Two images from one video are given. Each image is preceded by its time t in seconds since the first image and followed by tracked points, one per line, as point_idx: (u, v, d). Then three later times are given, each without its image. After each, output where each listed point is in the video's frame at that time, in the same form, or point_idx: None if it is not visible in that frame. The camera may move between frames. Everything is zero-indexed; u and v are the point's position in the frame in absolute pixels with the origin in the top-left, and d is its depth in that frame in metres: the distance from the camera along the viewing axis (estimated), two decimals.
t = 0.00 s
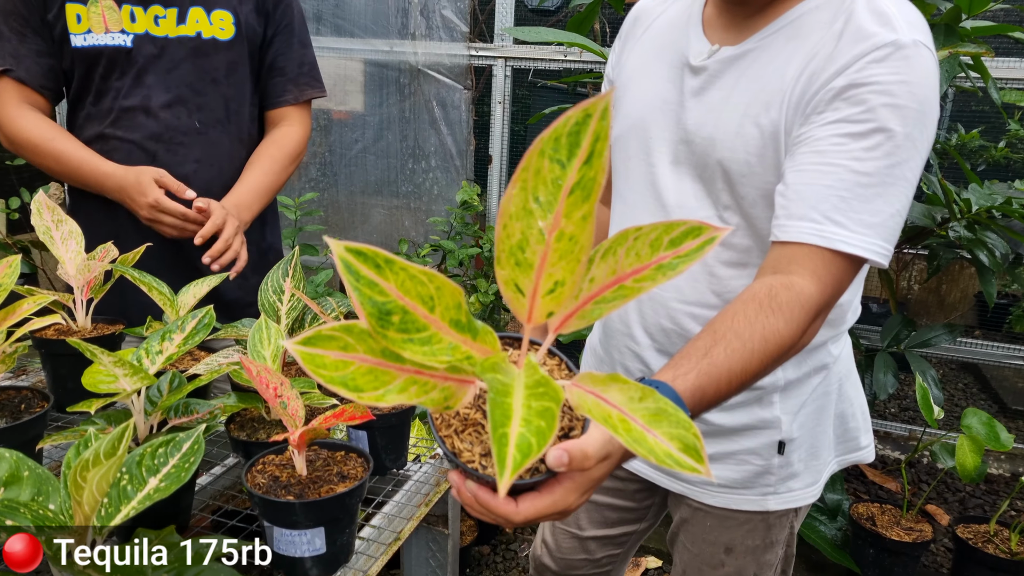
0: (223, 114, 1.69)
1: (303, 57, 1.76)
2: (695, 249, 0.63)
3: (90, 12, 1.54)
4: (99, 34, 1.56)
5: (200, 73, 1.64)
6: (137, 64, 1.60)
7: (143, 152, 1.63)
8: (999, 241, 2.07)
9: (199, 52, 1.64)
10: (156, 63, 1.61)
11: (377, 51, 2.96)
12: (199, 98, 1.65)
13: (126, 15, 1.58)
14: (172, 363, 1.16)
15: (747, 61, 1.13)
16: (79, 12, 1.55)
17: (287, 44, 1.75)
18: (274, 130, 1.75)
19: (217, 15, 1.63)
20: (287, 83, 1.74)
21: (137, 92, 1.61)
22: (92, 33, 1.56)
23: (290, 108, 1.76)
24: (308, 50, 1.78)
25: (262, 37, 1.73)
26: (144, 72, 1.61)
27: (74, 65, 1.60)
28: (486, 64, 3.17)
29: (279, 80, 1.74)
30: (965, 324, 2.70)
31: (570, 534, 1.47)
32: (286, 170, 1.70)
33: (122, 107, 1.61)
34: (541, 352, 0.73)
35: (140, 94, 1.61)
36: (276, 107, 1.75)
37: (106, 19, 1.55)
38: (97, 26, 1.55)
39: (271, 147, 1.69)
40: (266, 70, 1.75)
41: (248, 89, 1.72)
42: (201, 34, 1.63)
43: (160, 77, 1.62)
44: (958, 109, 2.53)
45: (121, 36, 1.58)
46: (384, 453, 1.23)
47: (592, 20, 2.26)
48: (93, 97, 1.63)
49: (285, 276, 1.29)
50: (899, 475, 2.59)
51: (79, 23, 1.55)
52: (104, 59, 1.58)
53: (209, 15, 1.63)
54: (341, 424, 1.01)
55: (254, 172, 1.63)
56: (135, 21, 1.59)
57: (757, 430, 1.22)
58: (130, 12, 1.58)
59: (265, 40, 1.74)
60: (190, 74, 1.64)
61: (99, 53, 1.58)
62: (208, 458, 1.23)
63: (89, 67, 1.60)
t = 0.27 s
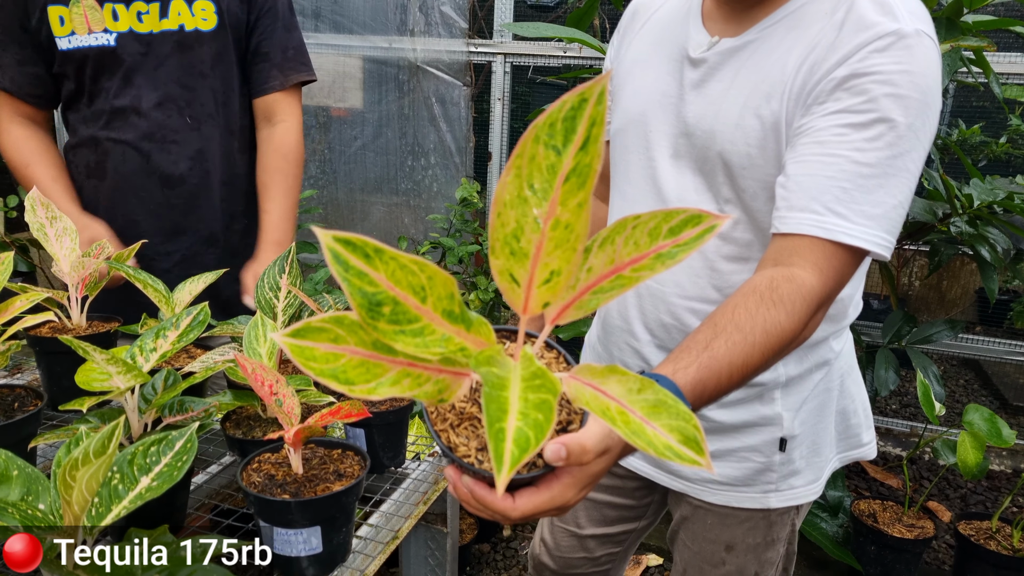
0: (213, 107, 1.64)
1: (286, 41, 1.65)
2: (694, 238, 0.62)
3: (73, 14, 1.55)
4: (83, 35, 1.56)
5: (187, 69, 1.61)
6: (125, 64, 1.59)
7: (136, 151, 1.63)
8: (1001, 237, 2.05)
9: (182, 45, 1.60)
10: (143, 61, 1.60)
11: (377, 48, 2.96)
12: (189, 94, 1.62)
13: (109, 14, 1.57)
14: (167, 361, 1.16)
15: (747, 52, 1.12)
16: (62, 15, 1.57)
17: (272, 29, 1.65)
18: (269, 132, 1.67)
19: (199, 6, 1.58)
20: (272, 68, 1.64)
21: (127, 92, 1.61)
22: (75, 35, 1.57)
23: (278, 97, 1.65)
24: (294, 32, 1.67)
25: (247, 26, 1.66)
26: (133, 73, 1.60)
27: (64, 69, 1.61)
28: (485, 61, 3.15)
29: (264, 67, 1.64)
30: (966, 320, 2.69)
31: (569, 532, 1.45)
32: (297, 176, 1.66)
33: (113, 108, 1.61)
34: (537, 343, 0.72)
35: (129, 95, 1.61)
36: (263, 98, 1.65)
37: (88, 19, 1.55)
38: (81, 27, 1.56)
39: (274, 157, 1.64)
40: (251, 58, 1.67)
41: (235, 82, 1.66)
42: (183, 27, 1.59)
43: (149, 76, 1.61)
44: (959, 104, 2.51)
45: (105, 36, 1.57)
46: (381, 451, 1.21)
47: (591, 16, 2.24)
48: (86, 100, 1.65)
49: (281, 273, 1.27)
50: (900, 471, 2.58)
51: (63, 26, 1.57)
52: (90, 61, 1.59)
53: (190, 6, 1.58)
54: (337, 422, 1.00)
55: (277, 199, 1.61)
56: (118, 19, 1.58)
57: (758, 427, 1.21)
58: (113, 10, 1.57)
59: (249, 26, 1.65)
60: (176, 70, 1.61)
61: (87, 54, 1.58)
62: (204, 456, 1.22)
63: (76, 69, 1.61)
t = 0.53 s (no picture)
0: (209, 103, 1.65)
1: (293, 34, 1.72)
2: (697, 239, 0.61)
3: (62, 12, 1.52)
4: (72, 33, 1.54)
5: (184, 64, 1.61)
6: (118, 62, 1.58)
7: (134, 149, 1.62)
8: (1000, 236, 2.04)
9: (179, 41, 1.60)
10: (138, 58, 1.59)
11: (376, 45, 2.92)
12: (184, 90, 1.63)
13: (99, 11, 1.55)
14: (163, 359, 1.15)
15: (746, 51, 1.11)
16: (50, 12, 1.53)
17: (275, 24, 1.69)
18: (295, 129, 1.77)
19: (195, 1, 1.59)
20: (284, 62, 1.71)
21: (120, 90, 1.60)
22: (65, 33, 1.54)
23: (295, 91, 1.75)
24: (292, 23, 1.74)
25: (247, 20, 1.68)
26: (126, 70, 1.59)
27: (54, 66, 1.59)
28: (485, 58, 3.17)
29: (275, 62, 1.70)
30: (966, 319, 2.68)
31: (568, 531, 1.45)
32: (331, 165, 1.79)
33: (105, 106, 1.59)
34: (536, 345, 0.71)
35: (122, 92, 1.59)
36: (284, 97, 1.74)
37: (78, 17, 1.52)
38: (70, 25, 1.53)
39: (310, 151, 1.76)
40: (260, 53, 1.70)
41: (237, 79, 1.69)
42: (180, 22, 1.60)
43: (144, 72, 1.60)
44: (958, 104, 2.50)
45: (95, 33, 1.55)
46: (379, 450, 1.21)
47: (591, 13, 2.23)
48: (77, 98, 1.63)
49: (279, 271, 1.27)
50: (900, 470, 2.58)
51: (52, 24, 1.54)
52: (82, 58, 1.57)
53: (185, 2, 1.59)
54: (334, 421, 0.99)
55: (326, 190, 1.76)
56: (109, 16, 1.56)
57: (757, 426, 1.21)
58: (102, 7, 1.55)
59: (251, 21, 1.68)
60: (170, 66, 1.61)
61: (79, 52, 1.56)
62: (201, 455, 1.21)
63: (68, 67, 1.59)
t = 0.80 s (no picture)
0: (205, 96, 1.63)
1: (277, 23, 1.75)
2: (696, 246, 0.59)
3: (51, 8, 1.47)
4: (64, 31, 1.49)
5: (182, 59, 1.59)
6: (112, 58, 1.53)
7: (134, 147, 1.57)
8: (1004, 236, 2.02)
9: (175, 35, 1.57)
10: (132, 51, 1.54)
11: (373, 40, 2.90)
12: (182, 84, 1.60)
13: (90, 7, 1.50)
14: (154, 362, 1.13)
15: (745, 49, 1.09)
16: (38, 9, 1.48)
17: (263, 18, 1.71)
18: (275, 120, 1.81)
19: None
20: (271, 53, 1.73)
21: (115, 85, 1.54)
22: (56, 31, 1.48)
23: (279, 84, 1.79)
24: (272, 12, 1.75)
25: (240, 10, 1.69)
26: (120, 65, 1.54)
27: (44, 67, 1.53)
28: (483, 54, 3.12)
29: (262, 53, 1.72)
30: (969, 319, 2.66)
31: (567, 537, 1.43)
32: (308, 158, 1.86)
33: (100, 104, 1.54)
34: (534, 351, 0.69)
35: (117, 86, 1.54)
36: (269, 91, 1.78)
37: (68, 13, 1.48)
38: (62, 22, 1.48)
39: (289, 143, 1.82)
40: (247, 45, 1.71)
41: (229, 68, 1.68)
42: (175, 16, 1.57)
43: (139, 67, 1.55)
44: (960, 101, 2.48)
45: (89, 31, 1.50)
46: (374, 455, 1.19)
47: (591, 9, 2.20)
48: (66, 97, 1.56)
49: (272, 271, 1.25)
50: (903, 472, 2.56)
51: (40, 21, 1.48)
52: (79, 58, 1.52)
53: None
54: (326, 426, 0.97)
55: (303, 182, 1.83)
56: (101, 11, 1.51)
57: (758, 430, 1.19)
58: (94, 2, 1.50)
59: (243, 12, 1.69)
60: (170, 60, 1.58)
61: (73, 50, 1.51)
62: (192, 460, 1.19)
63: (60, 67, 1.53)
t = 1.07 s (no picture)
0: (207, 95, 1.62)
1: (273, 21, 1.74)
2: (695, 251, 0.59)
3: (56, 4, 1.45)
4: (69, 27, 1.47)
5: (184, 57, 1.58)
6: (115, 56, 1.53)
7: (137, 145, 1.57)
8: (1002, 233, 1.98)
9: (179, 32, 1.57)
10: (134, 48, 1.54)
11: (371, 40, 2.91)
12: (184, 82, 1.59)
13: (95, 3, 1.49)
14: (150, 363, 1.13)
15: (745, 48, 1.08)
16: (41, 4, 1.44)
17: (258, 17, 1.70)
18: (267, 120, 1.79)
19: None
20: (264, 53, 1.71)
21: (117, 83, 1.53)
22: (60, 27, 1.47)
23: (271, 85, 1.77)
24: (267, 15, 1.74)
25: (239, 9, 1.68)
26: (122, 62, 1.53)
27: (41, 60, 1.50)
28: (481, 53, 3.07)
29: (258, 53, 1.70)
30: (968, 318, 2.66)
31: (566, 538, 1.43)
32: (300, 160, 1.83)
33: (103, 102, 1.53)
34: (530, 354, 0.69)
35: (119, 83, 1.53)
36: (262, 92, 1.76)
37: (73, 9, 1.46)
38: (66, 19, 1.47)
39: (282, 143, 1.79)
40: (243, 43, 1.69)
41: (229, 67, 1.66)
42: (178, 13, 1.56)
43: (142, 64, 1.55)
44: (960, 100, 2.47)
45: (94, 27, 1.50)
46: (372, 457, 1.18)
47: (590, 7, 2.20)
48: (66, 94, 1.54)
49: (269, 272, 1.24)
50: (903, 471, 2.56)
51: (44, 17, 1.45)
52: (82, 54, 1.51)
53: None
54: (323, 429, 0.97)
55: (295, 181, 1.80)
56: (106, 8, 1.50)
57: (757, 431, 1.18)
58: None
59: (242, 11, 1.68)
60: (172, 58, 1.57)
61: (77, 47, 1.50)
62: (189, 462, 1.18)
63: (62, 65, 1.51)
